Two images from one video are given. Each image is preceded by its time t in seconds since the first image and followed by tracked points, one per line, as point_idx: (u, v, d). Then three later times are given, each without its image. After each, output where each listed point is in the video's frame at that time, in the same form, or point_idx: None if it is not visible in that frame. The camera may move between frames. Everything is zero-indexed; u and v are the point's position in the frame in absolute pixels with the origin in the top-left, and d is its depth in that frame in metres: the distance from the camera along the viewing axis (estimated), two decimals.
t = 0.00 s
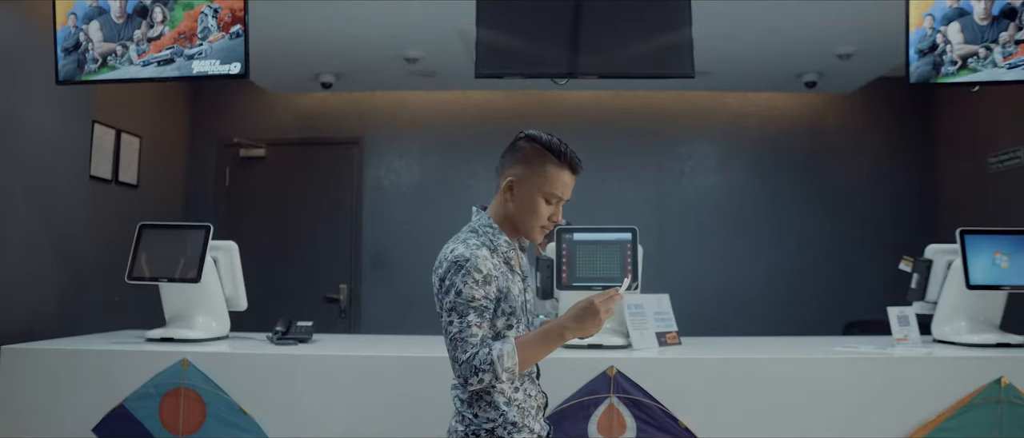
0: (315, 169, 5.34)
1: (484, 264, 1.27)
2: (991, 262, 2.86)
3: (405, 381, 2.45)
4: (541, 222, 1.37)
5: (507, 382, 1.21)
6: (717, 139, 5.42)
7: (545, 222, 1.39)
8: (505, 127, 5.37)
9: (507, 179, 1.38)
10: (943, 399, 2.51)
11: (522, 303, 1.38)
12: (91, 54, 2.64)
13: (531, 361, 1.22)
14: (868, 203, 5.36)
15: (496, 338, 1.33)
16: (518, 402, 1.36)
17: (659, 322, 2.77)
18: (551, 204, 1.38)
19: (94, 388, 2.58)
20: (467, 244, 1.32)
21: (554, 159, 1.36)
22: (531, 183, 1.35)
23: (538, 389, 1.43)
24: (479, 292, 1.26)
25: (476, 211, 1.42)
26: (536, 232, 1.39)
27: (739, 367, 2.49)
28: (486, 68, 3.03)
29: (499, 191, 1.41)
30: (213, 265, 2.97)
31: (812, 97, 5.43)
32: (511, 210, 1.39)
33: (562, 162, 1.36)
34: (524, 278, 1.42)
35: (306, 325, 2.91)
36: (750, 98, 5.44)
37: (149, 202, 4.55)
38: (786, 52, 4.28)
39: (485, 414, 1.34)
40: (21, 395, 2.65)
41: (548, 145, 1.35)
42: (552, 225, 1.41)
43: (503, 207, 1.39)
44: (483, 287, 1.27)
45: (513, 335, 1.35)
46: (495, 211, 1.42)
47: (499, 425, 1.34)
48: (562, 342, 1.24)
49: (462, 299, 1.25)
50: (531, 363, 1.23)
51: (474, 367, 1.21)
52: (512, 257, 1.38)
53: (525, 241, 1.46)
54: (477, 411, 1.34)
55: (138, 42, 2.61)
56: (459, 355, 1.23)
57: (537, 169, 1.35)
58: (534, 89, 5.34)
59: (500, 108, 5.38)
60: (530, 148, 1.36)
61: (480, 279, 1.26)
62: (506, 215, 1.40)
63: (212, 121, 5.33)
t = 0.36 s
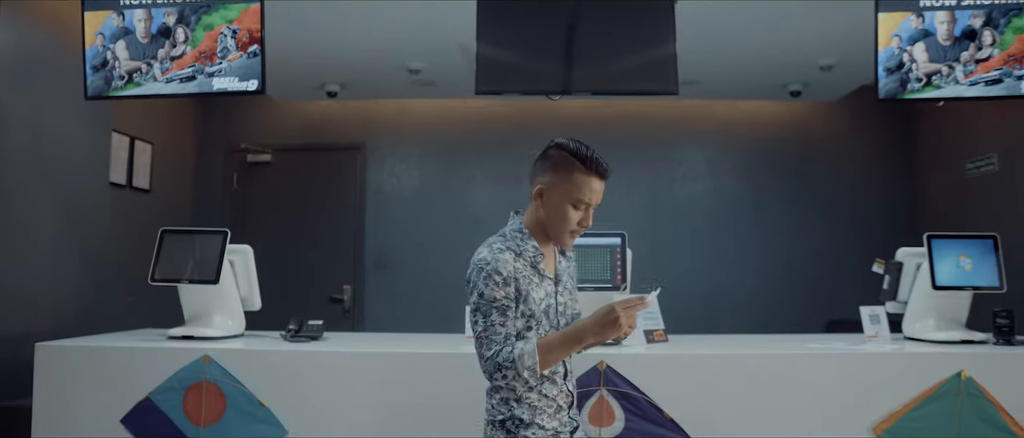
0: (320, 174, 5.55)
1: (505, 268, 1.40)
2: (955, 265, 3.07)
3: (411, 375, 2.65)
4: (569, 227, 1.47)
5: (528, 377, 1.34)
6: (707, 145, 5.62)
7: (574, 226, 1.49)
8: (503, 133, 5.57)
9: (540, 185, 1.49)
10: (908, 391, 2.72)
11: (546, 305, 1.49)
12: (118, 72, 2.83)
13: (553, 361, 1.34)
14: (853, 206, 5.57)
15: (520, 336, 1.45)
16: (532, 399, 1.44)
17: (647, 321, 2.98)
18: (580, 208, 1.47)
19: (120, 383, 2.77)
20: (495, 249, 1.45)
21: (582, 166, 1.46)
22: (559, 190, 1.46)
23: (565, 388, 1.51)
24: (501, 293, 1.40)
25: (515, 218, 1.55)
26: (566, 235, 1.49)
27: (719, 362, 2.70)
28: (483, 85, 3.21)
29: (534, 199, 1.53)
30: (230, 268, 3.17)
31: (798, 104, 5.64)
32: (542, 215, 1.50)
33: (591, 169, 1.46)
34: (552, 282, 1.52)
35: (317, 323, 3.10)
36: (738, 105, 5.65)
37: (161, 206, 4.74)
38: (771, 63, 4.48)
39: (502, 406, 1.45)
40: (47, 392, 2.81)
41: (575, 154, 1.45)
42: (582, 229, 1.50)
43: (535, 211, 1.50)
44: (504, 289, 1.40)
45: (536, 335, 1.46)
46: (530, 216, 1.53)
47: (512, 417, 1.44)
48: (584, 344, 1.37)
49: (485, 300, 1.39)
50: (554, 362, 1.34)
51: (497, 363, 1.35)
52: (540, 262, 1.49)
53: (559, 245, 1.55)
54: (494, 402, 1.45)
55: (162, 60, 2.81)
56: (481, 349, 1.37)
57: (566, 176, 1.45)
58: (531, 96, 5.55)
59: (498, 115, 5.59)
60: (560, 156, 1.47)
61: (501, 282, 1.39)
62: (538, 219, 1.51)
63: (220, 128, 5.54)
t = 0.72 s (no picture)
0: (323, 178, 5.77)
1: (543, 270, 1.57)
2: (918, 266, 3.32)
3: (415, 366, 2.88)
4: (606, 239, 1.61)
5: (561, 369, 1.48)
6: (694, 150, 5.85)
7: (611, 238, 1.62)
8: (499, 139, 5.79)
9: (581, 200, 1.64)
10: (870, 383, 2.95)
11: (582, 307, 1.62)
12: (140, 86, 3.04)
13: (585, 357, 1.47)
14: (834, 209, 5.80)
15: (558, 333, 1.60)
16: (561, 390, 1.58)
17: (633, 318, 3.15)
18: (615, 223, 1.60)
19: (142, 376, 2.98)
20: (538, 253, 1.63)
21: (618, 184, 1.59)
22: (595, 205, 1.60)
23: (599, 385, 1.63)
24: (539, 292, 1.57)
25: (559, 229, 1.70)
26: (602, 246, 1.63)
27: (697, 356, 2.92)
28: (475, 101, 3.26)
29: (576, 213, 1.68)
30: (242, 268, 3.38)
31: (782, 111, 5.88)
32: (582, 227, 1.64)
33: (625, 187, 1.59)
34: (592, 286, 1.66)
35: (323, 320, 3.31)
36: (725, 112, 5.88)
37: (170, 209, 4.95)
38: (753, 74, 4.71)
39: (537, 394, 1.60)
40: (73, 386, 3.01)
41: (612, 173, 1.59)
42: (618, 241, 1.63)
43: (575, 223, 1.65)
44: (541, 288, 1.57)
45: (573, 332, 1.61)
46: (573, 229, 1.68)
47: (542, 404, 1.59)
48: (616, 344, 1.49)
49: (525, 298, 1.57)
50: (586, 359, 1.47)
51: (536, 354, 1.52)
52: (580, 268, 1.63)
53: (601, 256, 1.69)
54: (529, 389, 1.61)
55: (181, 76, 3.02)
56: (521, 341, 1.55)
57: (601, 193, 1.59)
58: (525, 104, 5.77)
59: (494, 121, 5.81)
60: (597, 175, 1.61)
61: (538, 281, 1.56)
62: (578, 231, 1.66)
63: (226, 133, 5.75)
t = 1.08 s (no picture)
0: (316, 181, 5.98)
1: (597, 259, 1.81)
2: (874, 266, 3.59)
3: (407, 358, 3.12)
4: (647, 234, 1.85)
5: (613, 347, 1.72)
6: (673, 156, 6.11)
7: (651, 234, 1.86)
8: (486, 144, 6.03)
9: (623, 201, 1.88)
10: (827, 372, 3.21)
11: (630, 293, 1.85)
12: (148, 98, 3.25)
13: (634, 338, 1.71)
14: (807, 212, 6.07)
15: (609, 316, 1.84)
16: (610, 368, 1.82)
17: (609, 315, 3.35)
18: (656, 219, 1.84)
19: (151, 369, 3.19)
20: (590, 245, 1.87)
21: (657, 185, 1.84)
22: (637, 205, 1.84)
23: (642, 363, 1.87)
24: (592, 278, 1.81)
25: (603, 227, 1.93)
26: (645, 240, 1.87)
27: (667, 349, 3.16)
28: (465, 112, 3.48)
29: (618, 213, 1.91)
30: (244, 268, 3.60)
31: (758, 118, 6.13)
32: (625, 225, 1.88)
33: (664, 187, 1.83)
34: (637, 276, 1.89)
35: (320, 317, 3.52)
36: (703, 119, 6.14)
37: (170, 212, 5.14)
38: (728, 85, 4.95)
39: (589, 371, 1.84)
40: (84, 379, 3.21)
41: (651, 176, 1.83)
42: (658, 236, 1.87)
43: (618, 222, 1.88)
44: (595, 275, 1.81)
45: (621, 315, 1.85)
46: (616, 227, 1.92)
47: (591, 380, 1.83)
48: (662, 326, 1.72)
49: (580, 284, 1.82)
50: (634, 339, 1.71)
51: (590, 334, 1.75)
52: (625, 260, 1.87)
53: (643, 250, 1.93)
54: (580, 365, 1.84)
55: (188, 89, 3.24)
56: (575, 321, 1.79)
57: (643, 193, 1.83)
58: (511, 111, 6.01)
59: (482, 128, 6.04)
60: (638, 179, 1.85)
61: (593, 269, 1.80)
62: (622, 229, 1.89)
63: (221, 139, 5.95)
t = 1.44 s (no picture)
0: (315, 186, 6.24)
1: (625, 260, 2.03)
2: (836, 268, 3.87)
3: (404, 352, 3.38)
4: (669, 239, 2.09)
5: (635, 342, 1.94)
6: (659, 162, 6.38)
7: (672, 239, 2.11)
8: (478, 150, 6.30)
9: (648, 210, 2.12)
10: (790, 365, 3.49)
11: (649, 292, 2.10)
12: (164, 111, 3.51)
13: (654, 334, 1.92)
14: (785, 215, 6.35)
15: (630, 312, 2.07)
16: (627, 359, 2.04)
17: (591, 313, 3.59)
18: (678, 225, 2.09)
19: (167, 363, 3.45)
20: (616, 246, 2.09)
21: (679, 195, 2.09)
22: (663, 213, 2.09)
23: (656, 357, 2.11)
24: (619, 276, 2.03)
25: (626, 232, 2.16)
26: (667, 243, 2.11)
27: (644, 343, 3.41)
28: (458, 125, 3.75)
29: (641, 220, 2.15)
30: (251, 269, 3.86)
31: (738, 126, 6.42)
32: (648, 232, 2.12)
33: (685, 198, 2.09)
34: (654, 277, 2.14)
35: (322, 315, 3.78)
36: (686, 127, 6.41)
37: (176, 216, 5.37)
38: (708, 96, 5.22)
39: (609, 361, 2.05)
40: (103, 372, 3.46)
41: (675, 189, 2.08)
42: (678, 241, 2.12)
43: (642, 228, 2.11)
44: (622, 274, 2.03)
45: (638, 311, 2.08)
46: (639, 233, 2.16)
47: (610, 370, 2.04)
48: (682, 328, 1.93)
49: (607, 281, 2.03)
50: (654, 336, 1.93)
51: (614, 328, 1.97)
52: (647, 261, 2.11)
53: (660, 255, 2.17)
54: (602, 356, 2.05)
55: (200, 103, 3.49)
56: (602, 315, 2.00)
57: (669, 202, 2.07)
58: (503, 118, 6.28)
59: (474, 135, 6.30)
60: (663, 190, 2.10)
61: (622, 269, 2.02)
62: (645, 234, 2.13)
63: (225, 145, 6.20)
